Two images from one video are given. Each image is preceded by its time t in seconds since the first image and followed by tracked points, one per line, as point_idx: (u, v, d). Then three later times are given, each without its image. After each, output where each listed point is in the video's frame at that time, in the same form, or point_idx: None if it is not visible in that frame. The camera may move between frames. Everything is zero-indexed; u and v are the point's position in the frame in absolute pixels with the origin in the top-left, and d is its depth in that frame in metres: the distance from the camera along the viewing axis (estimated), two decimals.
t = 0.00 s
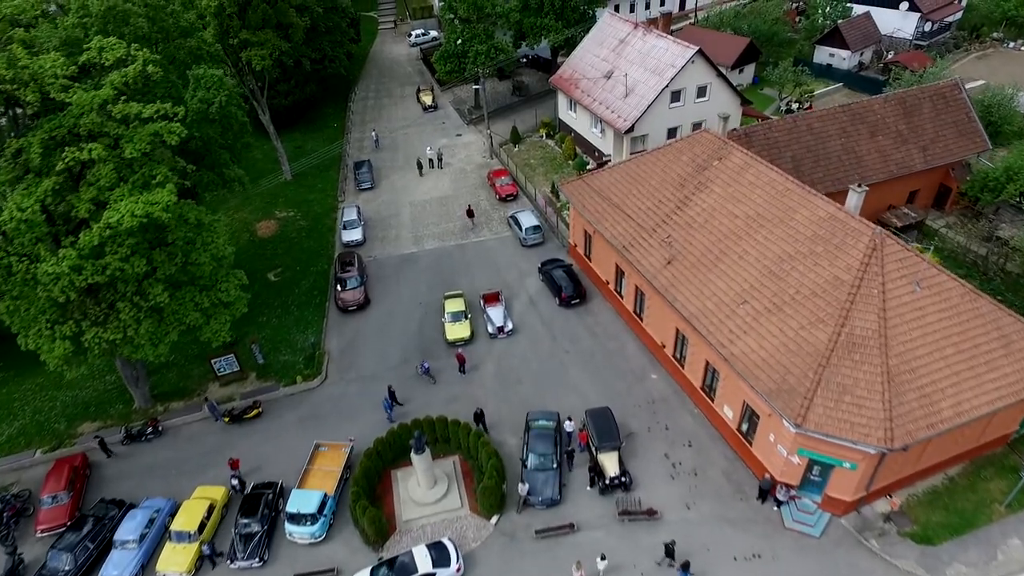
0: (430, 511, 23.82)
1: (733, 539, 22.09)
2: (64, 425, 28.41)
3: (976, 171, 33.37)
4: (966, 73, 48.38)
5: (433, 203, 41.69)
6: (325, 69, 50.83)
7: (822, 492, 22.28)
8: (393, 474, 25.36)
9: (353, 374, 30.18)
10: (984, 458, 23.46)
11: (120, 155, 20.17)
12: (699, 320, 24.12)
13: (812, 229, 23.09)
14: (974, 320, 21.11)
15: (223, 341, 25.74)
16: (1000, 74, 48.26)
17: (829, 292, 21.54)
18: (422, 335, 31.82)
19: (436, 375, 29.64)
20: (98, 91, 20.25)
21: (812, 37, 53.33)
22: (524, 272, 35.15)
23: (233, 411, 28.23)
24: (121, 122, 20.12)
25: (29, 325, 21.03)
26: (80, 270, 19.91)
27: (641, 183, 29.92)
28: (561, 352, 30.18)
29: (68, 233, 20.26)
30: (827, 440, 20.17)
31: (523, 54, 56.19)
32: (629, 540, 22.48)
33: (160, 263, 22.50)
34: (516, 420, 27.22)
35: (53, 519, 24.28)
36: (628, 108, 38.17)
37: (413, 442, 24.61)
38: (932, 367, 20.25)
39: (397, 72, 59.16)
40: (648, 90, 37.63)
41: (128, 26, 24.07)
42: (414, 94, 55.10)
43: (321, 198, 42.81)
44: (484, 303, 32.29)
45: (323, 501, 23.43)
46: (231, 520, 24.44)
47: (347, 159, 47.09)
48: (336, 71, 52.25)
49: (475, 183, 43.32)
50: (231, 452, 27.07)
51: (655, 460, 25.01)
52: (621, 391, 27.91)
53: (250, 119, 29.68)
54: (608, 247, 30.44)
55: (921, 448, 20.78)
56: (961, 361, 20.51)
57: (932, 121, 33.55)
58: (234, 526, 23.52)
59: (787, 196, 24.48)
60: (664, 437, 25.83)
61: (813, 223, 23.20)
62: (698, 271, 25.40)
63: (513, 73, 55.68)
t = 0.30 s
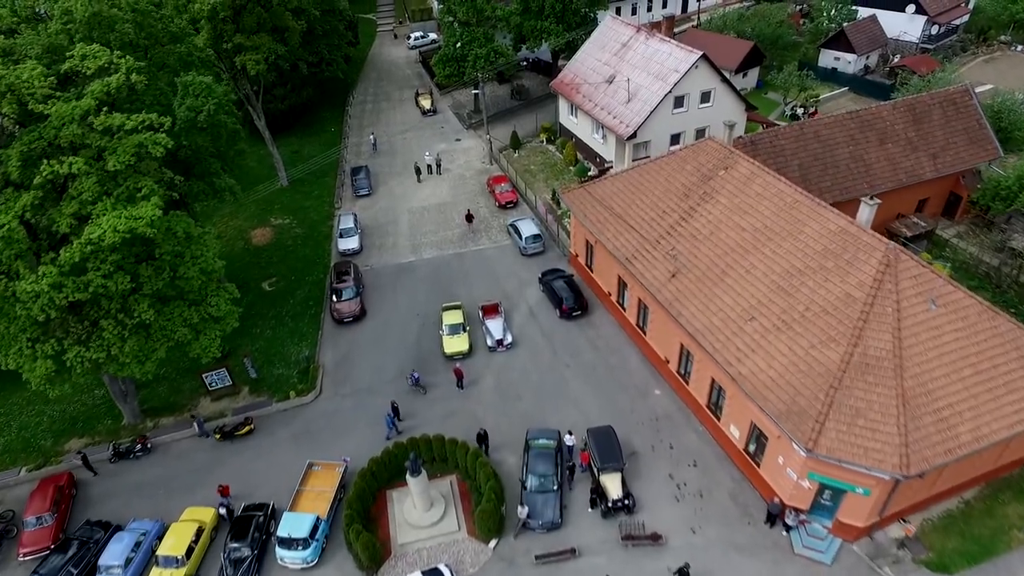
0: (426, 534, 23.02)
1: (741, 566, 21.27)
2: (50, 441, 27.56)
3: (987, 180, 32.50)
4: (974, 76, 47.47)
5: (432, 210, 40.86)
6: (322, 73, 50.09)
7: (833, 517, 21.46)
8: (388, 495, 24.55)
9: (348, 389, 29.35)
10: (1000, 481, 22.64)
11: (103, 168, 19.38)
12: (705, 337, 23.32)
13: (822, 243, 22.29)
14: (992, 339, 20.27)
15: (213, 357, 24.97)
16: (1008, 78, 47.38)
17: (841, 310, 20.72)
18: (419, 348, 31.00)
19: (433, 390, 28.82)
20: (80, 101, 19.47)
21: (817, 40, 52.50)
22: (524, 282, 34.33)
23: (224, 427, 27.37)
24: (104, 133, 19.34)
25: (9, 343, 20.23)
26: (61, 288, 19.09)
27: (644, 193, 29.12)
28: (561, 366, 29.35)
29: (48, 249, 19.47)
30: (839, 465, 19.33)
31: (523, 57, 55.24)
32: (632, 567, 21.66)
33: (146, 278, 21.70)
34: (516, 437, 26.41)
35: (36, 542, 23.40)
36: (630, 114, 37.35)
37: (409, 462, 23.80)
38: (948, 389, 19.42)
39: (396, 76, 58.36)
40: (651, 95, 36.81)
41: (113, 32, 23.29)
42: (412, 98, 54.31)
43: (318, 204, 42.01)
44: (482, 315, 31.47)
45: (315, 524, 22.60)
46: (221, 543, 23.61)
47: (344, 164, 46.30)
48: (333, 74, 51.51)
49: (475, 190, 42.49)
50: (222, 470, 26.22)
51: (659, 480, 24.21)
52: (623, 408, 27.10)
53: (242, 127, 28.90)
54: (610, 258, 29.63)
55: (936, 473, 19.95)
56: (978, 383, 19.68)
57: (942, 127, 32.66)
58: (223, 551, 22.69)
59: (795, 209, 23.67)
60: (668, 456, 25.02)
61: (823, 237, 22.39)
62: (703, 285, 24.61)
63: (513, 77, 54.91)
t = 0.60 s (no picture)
0: (432, 556, 22.29)
1: None
2: (56, 446, 27.22)
3: None
4: (1010, 86, 45.71)
5: (446, 216, 40.16)
6: (340, 74, 49.66)
7: (858, 553, 20.38)
8: (394, 513, 23.86)
9: (356, 400, 28.71)
10: None
11: (107, 174, 18.90)
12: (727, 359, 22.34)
13: (852, 265, 21.25)
14: None
15: (219, 366, 24.49)
16: None
17: (872, 337, 19.67)
18: (430, 359, 30.29)
19: (443, 403, 28.08)
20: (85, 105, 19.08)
21: (845, 47, 51.03)
22: (538, 293, 33.50)
23: (230, 437, 26.84)
24: (110, 139, 18.92)
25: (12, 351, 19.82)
26: (63, 297, 18.63)
27: (665, 205, 28.20)
28: (576, 382, 28.51)
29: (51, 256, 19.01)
30: (868, 502, 18.27)
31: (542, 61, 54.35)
32: None
33: (151, 286, 21.27)
34: (526, 455, 25.60)
35: (37, 552, 22.95)
36: (651, 122, 36.38)
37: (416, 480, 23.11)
38: (987, 425, 18.28)
39: (414, 78, 57.80)
40: (673, 103, 35.82)
41: (125, 34, 22.89)
42: (430, 100, 53.68)
43: (332, 208, 41.53)
44: (495, 326, 30.70)
45: (319, 542, 21.94)
46: (222, 557, 23.05)
47: (359, 167, 45.79)
48: (350, 76, 51.08)
49: (490, 196, 41.74)
50: (226, 481, 25.69)
51: (674, 506, 23.28)
52: (639, 428, 26.20)
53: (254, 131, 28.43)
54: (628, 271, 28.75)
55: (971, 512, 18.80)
56: (1020, 418, 18.49)
57: (979, 141, 31.20)
58: (225, 566, 22.12)
59: (824, 227, 22.63)
60: (685, 480, 24.09)
61: (853, 258, 21.35)
62: (725, 305, 23.67)
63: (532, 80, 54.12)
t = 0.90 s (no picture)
0: None
1: None
2: (62, 449, 26.95)
3: None
4: None
5: (462, 222, 39.50)
6: (358, 75, 49.25)
7: None
8: (400, 531, 23.22)
9: (365, 410, 28.14)
10: None
11: (113, 181, 18.50)
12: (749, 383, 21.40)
13: (885, 289, 20.19)
14: None
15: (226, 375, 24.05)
16: None
17: (905, 366, 18.60)
18: (440, 370, 29.64)
19: (453, 417, 27.41)
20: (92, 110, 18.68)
21: (876, 54, 49.57)
22: (553, 304, 32.68)
23: (235, 446, 26.37)
24: (116, 144, 18.50)
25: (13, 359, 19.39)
26: (66, 306, 18.22)
27: (687, 218, 27.26)
28: (590, 398, 27.68)
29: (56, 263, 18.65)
30: (897, 542, 17.19)
31: (562, 64, 53.48)
32: None
33: (158, 294, 20.85)
34: (537, 475, 24.83)
35: (38, 559, 22.59)
36: (674, 130, 35.42)
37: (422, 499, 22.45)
38: None
39: (433, 79, 57.28)
40: (697, 111, 34.81)
41: (137, 36, 22.51)
42: (448, 102, 53.10)
43: (346, 211, 41.07)
44: (508, 338, 29.96)
45: (321, 560, 21.33)
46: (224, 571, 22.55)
47: (375, 170, 45.29)
48: (369, 77, 50.64)
49: (507, 202, 40.99)
50: (231, 491, 25.21)
51: (690, 534, 22.35)
52: (654, 449, 25.31)
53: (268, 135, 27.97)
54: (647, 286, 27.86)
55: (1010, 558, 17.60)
56: None
57: (1020, 156, 29.69)
58: None
59: (855, 247, 21.56)
60: (701, 506, 23.15)
61: (886, 282, 20.28)
62: (748, 325, 22.72)
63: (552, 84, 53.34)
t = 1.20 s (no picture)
0: None
1: None
2: (64, 456, 26.59)
3: None
4: None
5: (473, 228, 38.79)
6: (372, 77, 48.76)
7: None
8: (403, 551, 22.46)
9: (370, 423, 27.49)
10: None
11: (113, 190, 18.06)
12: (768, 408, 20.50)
13: (914, 313, 19.19)
14: None
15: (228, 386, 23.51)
16: None
17: (935, 396, 17.57)
18: (448, 383, 28.93)
19: (460, 432, 26.68)
20: (93, 117, 18.31)
21: (903, 61, 48.13)
22: (565, 316, 31.85)
23: (238, 457, 25.85)
24: (116, 152, 18.10)
25: (10, 371, 18.96)
26: (64, 317, 17.78)
27: (705, 232, 26.36)
28: (601, 416, 26.84)
29: (55, 273, 18.26)
30: None
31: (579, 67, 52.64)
32: None
33: (159, 304, 20.37)
34: (545, 495, 24.02)
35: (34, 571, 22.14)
36: (692, 139, 34.47)
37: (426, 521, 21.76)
38: None
39: (448, 81, 56.67)
40: (717, 119, 33.84)
41: (143, 39, 22.04)
42: (463, 105, 52.45)
43: (357, 215, 40.55)
44: (518, 351, 29.20)
45: None
46: None
47: (387, 173, 44.75)
48: (383, 78, 50.10)
49: (519, 208, 40.23)
50: (231, 504, 24.68)
51: (703, 562, 21.42)
52: (667, 471, 24.42)
53: (278, 140, 27.45)
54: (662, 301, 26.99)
55: None
56: None
57: None
58: None
59: (883, 267, 20.57)
60: (715, 533, 22.23)
61: (916, 305, 19.27)
62: (768, 346, 21.78)
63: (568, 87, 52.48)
